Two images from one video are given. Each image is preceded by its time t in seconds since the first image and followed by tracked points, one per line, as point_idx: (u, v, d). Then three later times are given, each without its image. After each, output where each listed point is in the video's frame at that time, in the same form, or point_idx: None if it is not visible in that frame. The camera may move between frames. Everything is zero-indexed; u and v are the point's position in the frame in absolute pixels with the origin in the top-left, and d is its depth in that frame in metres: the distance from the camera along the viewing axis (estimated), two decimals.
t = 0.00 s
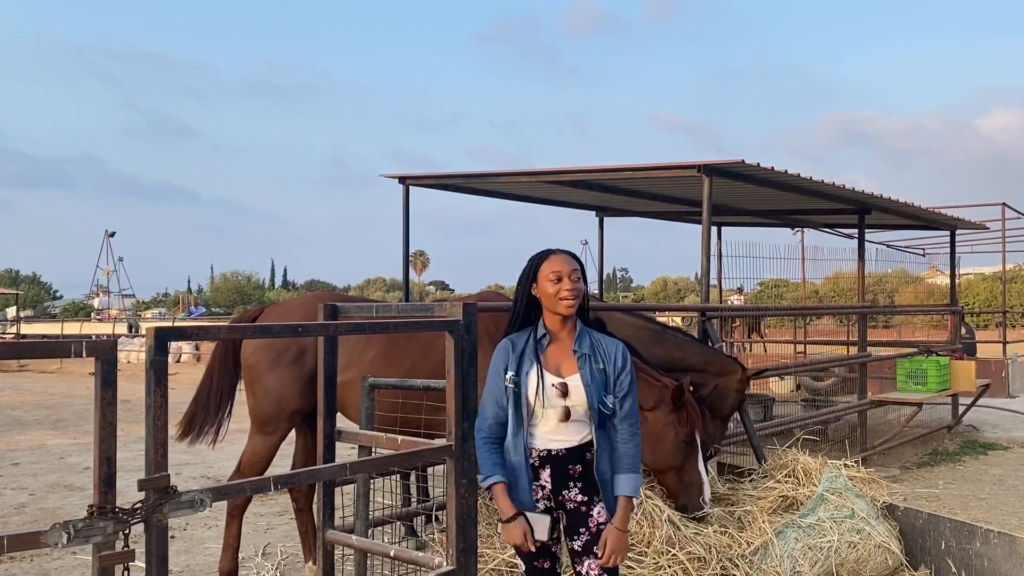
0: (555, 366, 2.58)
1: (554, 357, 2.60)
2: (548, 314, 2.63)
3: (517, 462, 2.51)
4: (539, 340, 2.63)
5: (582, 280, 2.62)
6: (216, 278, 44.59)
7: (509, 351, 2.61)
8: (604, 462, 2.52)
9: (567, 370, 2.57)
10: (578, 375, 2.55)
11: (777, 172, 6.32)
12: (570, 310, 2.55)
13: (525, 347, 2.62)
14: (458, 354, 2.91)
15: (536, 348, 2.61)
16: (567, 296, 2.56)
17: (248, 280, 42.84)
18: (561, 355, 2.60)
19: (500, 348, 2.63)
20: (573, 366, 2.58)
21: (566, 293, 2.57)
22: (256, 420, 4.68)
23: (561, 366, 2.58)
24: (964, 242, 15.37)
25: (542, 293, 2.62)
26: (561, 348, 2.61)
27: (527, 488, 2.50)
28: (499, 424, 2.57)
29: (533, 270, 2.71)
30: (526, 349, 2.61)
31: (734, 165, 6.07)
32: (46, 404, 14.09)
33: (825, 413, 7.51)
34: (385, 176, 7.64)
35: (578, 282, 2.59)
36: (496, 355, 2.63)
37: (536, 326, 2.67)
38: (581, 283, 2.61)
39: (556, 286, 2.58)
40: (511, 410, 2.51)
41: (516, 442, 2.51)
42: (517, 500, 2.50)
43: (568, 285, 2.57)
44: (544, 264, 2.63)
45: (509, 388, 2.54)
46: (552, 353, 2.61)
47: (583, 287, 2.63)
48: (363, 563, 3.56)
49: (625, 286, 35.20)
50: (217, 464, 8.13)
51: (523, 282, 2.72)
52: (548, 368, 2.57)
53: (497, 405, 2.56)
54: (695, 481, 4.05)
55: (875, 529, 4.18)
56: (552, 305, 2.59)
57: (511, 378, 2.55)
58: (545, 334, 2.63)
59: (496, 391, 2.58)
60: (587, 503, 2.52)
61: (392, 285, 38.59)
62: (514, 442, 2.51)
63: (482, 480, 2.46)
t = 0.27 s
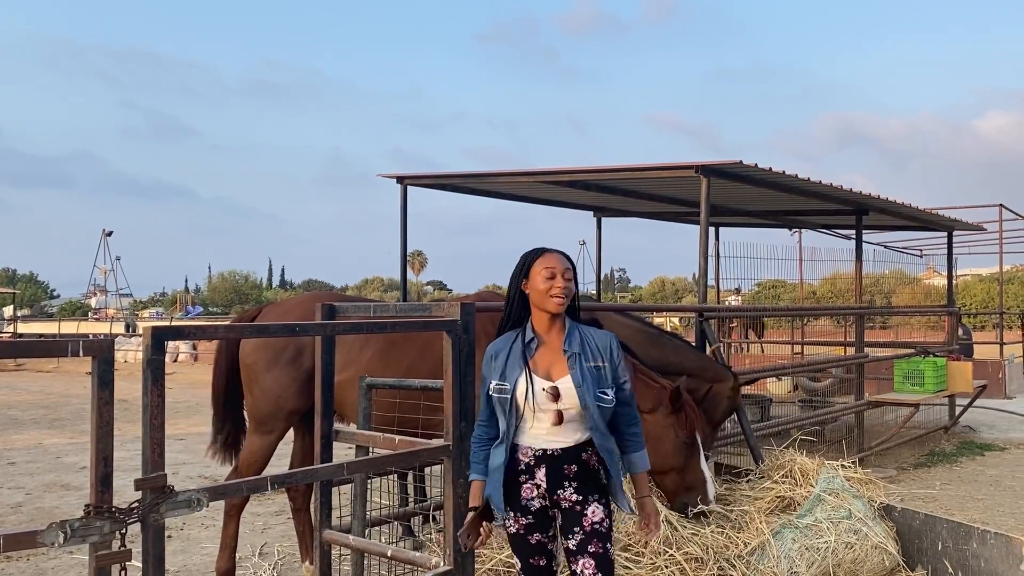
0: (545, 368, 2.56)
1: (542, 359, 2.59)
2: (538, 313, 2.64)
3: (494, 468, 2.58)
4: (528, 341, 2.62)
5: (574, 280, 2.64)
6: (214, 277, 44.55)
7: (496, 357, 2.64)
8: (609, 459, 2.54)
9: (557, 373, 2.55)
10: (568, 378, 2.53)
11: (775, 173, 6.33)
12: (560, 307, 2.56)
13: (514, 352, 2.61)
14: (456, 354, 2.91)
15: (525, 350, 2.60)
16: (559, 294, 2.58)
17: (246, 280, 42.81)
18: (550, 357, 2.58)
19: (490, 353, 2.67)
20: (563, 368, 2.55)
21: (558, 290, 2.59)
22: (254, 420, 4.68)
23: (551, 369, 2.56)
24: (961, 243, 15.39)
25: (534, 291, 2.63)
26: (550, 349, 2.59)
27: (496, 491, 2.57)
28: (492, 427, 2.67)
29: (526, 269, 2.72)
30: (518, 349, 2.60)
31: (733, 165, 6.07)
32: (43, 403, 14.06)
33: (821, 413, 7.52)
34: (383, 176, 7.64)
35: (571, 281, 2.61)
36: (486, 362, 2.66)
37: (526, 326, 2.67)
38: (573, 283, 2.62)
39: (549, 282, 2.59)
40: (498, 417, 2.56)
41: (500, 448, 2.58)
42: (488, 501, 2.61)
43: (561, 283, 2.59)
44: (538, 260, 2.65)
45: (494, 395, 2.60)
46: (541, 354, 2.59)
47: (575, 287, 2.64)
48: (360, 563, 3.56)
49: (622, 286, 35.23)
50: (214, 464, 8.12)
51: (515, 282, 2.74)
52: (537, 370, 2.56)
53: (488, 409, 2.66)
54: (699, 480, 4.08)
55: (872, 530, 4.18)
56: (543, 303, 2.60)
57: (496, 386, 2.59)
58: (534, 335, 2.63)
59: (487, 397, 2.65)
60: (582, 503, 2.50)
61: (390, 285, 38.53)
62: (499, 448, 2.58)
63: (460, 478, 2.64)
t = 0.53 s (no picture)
0: (540, 370, 2.58)
1: (537, 360, 2.60)
2: (531, 315, 2.64)
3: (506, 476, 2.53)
4: (521, 343, 2.62)
5: (565, 280, 2.63)
6: (210, 278, 44.46)
7: (490, 362, 2.62)
8: (600, 460, 2.50)
9: (553, 374, 2.57)
10: (564, 378, 2.54)
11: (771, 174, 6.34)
12: (549, 310, 2.56)
13: (509, 355, 2.60)
14: (451, 355, 2.91)
15: (518, 352, 2.61)
16: (547, 296, 2.57)
17: (242, 280, 42.74)
18: (545, 359, 2.60)
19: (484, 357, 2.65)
20: (559, 369, 2.57)
21: (546, 293, 2.58)
22: (250, 421, 4.66)
23: (547, 371, 2.58)
24: (956, 245, 15.42)
25: (525, 293, 2.63)
26: (545, 350, 2.62)
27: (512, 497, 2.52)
28: (488, 433, 2.62)
29: (517, 270, 2.72)
30: (512, 352, 2.61)
31: (729, 166, 6.08)
32: (37, 404, 14.04)
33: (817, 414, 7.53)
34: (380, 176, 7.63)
35: (560, 282, 2.60)
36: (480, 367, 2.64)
37: (519, 328, 2.67)
38: (563, 283, 2.61)
39: (538, 284, 2.59)
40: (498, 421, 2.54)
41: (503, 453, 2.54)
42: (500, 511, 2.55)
43: (549, 285, 2.58)
44: (527, 263, 2.64)
45: (492, 399, 2.57)
46: (536, 356, 2.61)
47: (566, 287, 2.64)
48: (355, 564, 3.55)
49: (618, 288, 35.24)
50: (210, 465, 8.10)
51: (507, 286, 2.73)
52: (532, 373, 2.57)
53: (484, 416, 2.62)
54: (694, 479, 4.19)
55: (867, 531, 4.19)
56: (533, 305, 2.60)
57: (494, 390, 2.56)
58: (528, 338, 2.63)
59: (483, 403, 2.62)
60: (583, 501, 2.50)
61: (386, 286, 38.46)
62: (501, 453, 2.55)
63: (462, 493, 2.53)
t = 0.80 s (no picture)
0: (547, 371, 2.57)
1: (545, 362, 2.59)
2: (541, 315, 2.62)
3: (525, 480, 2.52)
4: (530, 343, 2.61)
5: (575, 281, 2.60)
6: (204, 280, 44.34)
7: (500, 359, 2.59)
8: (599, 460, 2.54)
9: (560, 377, 2.56)
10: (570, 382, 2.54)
11: (765, 176, 6.35)
12: (556, 311, 2.53)
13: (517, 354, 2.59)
14: (446, 358, 2.90)
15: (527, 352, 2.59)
16: (555, 297, 2.54)
17: (237, 282, 42.63)
18: (551, 361, 2.58)
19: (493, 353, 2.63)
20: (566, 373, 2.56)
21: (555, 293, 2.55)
22: (243, 424, 4.65)
23: (553, 374, 2.57)
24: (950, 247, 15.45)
25: (534, 294, 2.61)
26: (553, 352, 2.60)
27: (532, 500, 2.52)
28: (505, 434, 2.52)
29: (527, 270, 2.70)
30: (520, 352, 2.60)
31: (723, 169, 6.08)
32: (30, 406, 13.98)
33: (812, 416, 7.55)
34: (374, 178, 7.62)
35: (569, 283, 2.57)
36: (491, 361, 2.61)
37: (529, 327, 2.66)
38: (572, 284, 2.58)
39: (546, 285, 2.57)
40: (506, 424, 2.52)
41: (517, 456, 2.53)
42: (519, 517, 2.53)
43: (558, 286, 2.55)
44: (538, 262, 2.61)
45: (502, 398, 2.55)
46: (543, 357, 2.59)
47: (575, 289, 2.61)
48: (349, 567, 3.54)
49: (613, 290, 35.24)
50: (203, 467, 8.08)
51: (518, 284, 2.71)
52: (538, 374, 2.56)
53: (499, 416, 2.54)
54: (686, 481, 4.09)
55: (861, 533, 4.19)
56: (541, 305, 2.58)
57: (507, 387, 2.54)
58: (537, 338, 2.61)
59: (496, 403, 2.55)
60: (587, 504, 2.52)
61: (381, 288, 38.38)
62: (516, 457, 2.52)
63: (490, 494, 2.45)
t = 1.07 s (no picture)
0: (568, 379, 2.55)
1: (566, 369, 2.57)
2: (564, 323, 2.59)
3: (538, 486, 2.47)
4: (552, 350, 2.59)
5: (600, 291, 2.54)
6: (197, 284, 44.23)
7: (518, 363, 2.59)
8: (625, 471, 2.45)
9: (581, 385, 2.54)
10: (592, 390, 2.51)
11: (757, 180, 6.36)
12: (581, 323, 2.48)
13: (538, 360, 2.58)
14: (436, 364, 2.89)
15: (548, 359, 2.57)
16: (579, 308, 2.49)
17: (230, 286, 42.55)
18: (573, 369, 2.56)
19: (513, 357, 2.62)
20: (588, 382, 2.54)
21: (579, 305, 2.50)
22: (233, 429, 4.63)
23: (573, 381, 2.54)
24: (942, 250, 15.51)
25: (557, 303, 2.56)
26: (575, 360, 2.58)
27: (546, 509, 2.45)
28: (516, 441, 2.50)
29: (552, 277, 2.64)
30: (540, 359, 2.58)
31: (716, 173, 6.09)
32: (22, 410, 13.94)
33: (805, 420, 7.56)
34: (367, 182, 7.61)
35: (594, 294, 2.50)
36: (510, 364, 2.61)
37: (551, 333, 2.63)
38: (597, 294, 2.52)
39: (570, 297, 2.51)
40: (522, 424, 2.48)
41: (531, 463, 2.48)
42: (530, 524, 2.47)
43: (582, 297, 2.49)
44: (562, 272, 2.55)
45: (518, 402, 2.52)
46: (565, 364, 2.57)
47: (600, 299, 2.55)
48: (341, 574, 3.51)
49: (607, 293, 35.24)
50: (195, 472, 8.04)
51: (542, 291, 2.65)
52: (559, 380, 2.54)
53: (510, 421, 2.52)
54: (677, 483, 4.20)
55: (854, 537, 4.19)
56: (564, 314, 2.54)
57: (523, 391, 2.52)
58: (559, 345, 2.59)
59: (509, 407, 2.54)
60: (609, 517, 2.46)
61: (374, 291, 38.34)
62: (529, 463, 2.48)
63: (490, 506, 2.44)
